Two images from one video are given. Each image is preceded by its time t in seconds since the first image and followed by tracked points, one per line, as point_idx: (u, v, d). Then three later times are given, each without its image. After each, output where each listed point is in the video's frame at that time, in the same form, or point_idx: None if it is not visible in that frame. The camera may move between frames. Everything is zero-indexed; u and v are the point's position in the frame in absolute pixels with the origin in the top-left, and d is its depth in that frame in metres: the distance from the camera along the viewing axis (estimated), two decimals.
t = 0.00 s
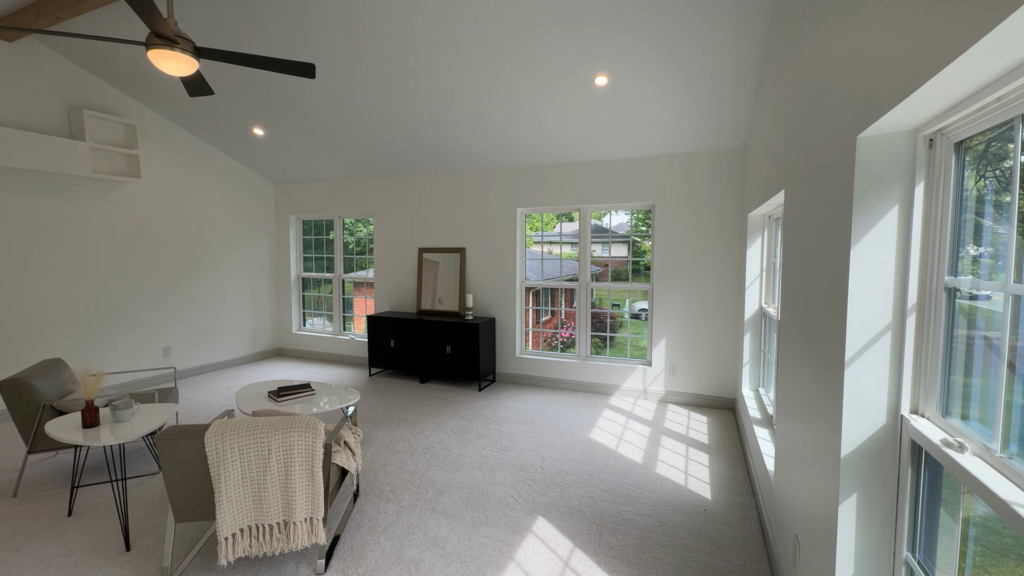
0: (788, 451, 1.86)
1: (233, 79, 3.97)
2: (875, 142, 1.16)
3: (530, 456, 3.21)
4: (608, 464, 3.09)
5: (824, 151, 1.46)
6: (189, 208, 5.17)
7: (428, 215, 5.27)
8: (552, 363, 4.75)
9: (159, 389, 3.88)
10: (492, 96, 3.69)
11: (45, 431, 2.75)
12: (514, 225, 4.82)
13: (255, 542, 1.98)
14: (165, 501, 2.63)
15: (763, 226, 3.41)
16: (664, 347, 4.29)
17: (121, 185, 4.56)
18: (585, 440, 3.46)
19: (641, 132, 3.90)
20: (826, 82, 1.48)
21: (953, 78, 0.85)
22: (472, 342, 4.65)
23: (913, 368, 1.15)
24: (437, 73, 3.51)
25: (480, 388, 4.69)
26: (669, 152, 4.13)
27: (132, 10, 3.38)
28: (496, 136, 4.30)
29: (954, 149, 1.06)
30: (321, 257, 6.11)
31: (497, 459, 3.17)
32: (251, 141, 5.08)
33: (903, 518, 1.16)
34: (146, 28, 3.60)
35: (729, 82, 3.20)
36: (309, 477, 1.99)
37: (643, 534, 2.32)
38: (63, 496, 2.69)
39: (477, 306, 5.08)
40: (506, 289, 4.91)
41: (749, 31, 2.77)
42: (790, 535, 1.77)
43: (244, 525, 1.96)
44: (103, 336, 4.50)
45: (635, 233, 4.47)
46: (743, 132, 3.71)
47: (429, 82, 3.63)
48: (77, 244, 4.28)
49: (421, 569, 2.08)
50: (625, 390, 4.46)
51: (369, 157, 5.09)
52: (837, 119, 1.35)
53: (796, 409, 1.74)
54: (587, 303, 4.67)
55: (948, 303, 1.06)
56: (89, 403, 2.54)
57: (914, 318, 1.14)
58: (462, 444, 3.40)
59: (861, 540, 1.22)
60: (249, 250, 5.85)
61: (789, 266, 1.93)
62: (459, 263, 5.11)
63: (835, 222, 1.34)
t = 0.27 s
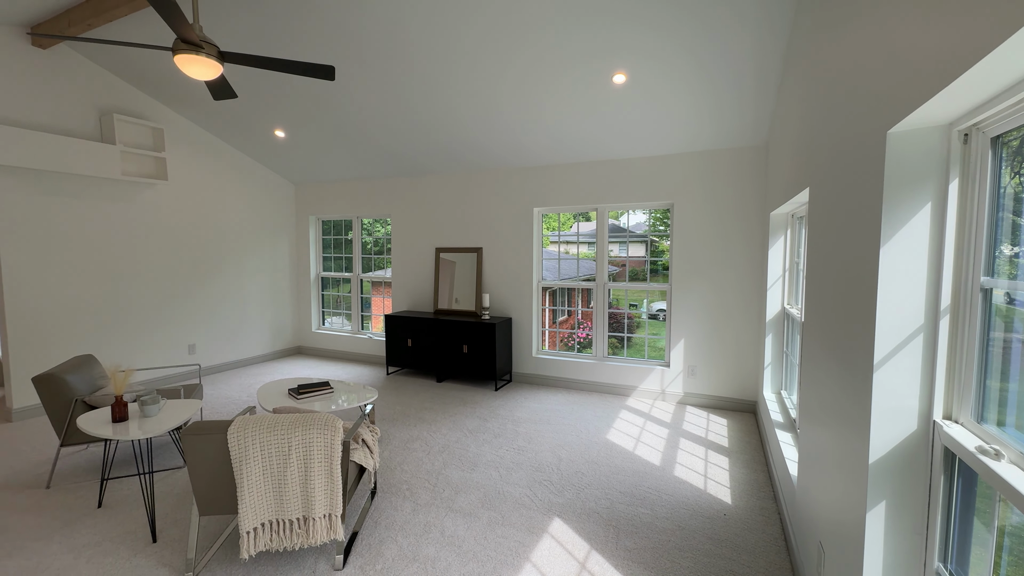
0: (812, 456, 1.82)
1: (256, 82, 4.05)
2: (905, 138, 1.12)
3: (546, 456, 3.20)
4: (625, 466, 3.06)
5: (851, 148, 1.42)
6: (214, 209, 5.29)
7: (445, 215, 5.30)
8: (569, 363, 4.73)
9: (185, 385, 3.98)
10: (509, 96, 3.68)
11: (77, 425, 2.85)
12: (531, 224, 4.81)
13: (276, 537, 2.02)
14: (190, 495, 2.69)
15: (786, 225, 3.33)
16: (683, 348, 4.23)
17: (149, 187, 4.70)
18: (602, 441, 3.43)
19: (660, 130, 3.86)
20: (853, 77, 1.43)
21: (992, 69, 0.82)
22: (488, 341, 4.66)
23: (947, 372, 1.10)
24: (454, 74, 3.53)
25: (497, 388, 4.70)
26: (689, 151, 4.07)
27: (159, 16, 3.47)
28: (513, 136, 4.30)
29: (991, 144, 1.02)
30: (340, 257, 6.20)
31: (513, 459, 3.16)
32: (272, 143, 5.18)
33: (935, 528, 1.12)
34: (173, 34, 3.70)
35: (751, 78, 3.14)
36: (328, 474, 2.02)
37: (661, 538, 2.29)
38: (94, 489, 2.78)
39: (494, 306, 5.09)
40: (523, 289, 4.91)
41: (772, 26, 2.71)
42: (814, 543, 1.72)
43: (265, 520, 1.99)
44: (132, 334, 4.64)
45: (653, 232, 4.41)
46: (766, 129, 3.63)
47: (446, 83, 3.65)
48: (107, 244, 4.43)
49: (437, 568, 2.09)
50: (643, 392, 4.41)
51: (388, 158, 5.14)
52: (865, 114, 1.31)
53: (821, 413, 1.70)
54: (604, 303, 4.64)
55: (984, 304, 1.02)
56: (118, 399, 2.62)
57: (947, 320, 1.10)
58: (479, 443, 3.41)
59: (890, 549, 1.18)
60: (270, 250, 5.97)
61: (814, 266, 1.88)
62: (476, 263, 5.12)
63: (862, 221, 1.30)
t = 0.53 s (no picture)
0: (835, 461, 1.77)
1: (276, 84, 4.12)
2: (935, 134, 1.08)
3: (561, 457, 3.19)
4: (642, 467, 3.03)
5: (878, 144, 1.38)
6: (235, 209, 5.41)
7: (461, 215, 5.32)
8: (584, 364, 4.70)
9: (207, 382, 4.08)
10: (525, 95, 3.68)
11: (105, 419, 2.95)
12: (546, 224, 4.80)
13: (295, 532, 2.05)
14: (212, 489, 2.76)
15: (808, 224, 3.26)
16: (700, 349, 4.17)
17: (174, 189, 4.82)
18: (618, 442, 3.40)
19: (677, 128, 3.81)
20: (880, 71, 1.39)
21: None
22: (503, 341, 4.66)
23: (979, 375, 1.06)
24: (470, 74, 3.54)
25: (512, 388, 4.70)
26: (708, 149, 4.01)
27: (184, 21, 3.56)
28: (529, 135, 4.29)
29: None
30: (357, 257, 6.27)
31: (529, 459, 3.16)
32: (292, 144, 5.27)
33: (965, 537, 1.08)
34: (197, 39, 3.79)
35: (772, 74, 3.07)
36: (345, 471, 2.04)
37: (678, 541, 2.27)
38: (121, 481, 2.86)
39: (509, 306, 5.09)
40: (538, 288, 4.90)
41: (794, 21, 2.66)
42: (838, 550, 1.68)
43: (284, 515, 2.03)
44: (157, 331, 4.77)
45: (670, 232, 4.36)
46: (788, 126, 3.55)
47: (463, 83, 3.67)
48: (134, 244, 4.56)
49: (452, 566, 2.10)
50: (659, 393, 4.36)
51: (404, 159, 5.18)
52: (892, 109, 1.27)
53: (845, 417, 1.65)
54: (620, 304, 4.60)
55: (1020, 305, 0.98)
56: (145, 394, 2.69)
57: (980, 321, 1.06)
58: (494, 443, 3.41)
59: (916, 557, 1.15)
60: (290, 250, 6.07)
61: (838, 266, 1.83)
62: (492, 262, 5.13)
63: (889, 219, 1.26)
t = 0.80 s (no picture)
0: (860, 466, 1.72)
1: (295, 87, 4.19)
2: (966, 128, 1.05)
3: (576, 457, 3.17)
4: (658, 469, 2.99)
5: (905, 140, 1.34)
6: (256, 210, 5.52)
7: (477, 215, 5.33)
8: (600, 364, 4.67)
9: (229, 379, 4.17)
10: (541, 94, 3.67)
11: (132, 414, 3.03)
12: (562, 224, 4.78)
13: (313, 527, 2.08)
14: (233, 484, 2.82)
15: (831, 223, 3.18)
16: (719, 350, 4.11)
17: (197, 190, 4.94)
18: (634, 444, 3.37)
19: (695, 126, 3.76)
20: (908, 64, 1.35)
21: None
22: (518, 341, 4.66)
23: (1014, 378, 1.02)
24: (486, 73, 3.55)
25: (527, 387, 4.69)
26: (727, 146, 3.95)
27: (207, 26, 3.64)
28: (545, 135, 4.28)
29: None
30: (374, 257, 6.34)
31: (544, 459, 3.15)
32: (311, 145, 5.35)
33: (998, 546, 1.04)
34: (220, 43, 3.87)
35: (794, 68, 3.01)
36: (362, 467, 2.06)
37: (695, 544, 2.24)
38: (147, 475, 2.95)
39: (525, 305, 5.08)
40: (554, 288, 4.88)
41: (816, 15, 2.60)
42: (863, 558, 1.63)
43: (303, 510, 2.06)
44: (181, 329, 4.89)
45: (687, 232, 4.31)
46: (810, 122, 3.48)
47: (479, 83, 3.68)
48: (159, 244, 4.68)
49: (467, 565, 2.10)
50: (676, 394, 4.31)
51: (420, 159, 5.22)
52: (921, 102, 1.23)
53: (870, 420, 1.61)
54: (636, 304, 4.56)
55: None
56: (169, 390, 2.76)
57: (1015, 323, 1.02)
58: (509, 443, 3.41)
59: (944, 566, 1.11)
60: (308, 249, 6.17)
61: (863, 265, 1.78)
62: (507, 262, 5.13)
63: (918, 216, 1.22)
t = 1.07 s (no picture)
0: (883, 472, 1.68)
1: (314, 89, 4.26)
2: (997, 125, 1.02)
3: (591, 458, 3.15)
4: (674, 472, 2.96)
5: (932, 138, 1.31)
6: (275, 211, 5.61)
7: (492, 215, 5.34)
8: (615, 365, 4.64)
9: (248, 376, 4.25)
10: (556, 95, 3.67)
11: (156, 410, 3.11)
12: (577, 224, 4.76)
13: (330, 523, 2.11)
14: (252, 479, 2.87)
15: (853, 222, 3.11)
16: (736, 352, 4.05)
17: (218, 192, 5.05)
18: (649, 446, 3.34)
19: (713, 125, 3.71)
20: (935, 61, 1.32)
21: None
22: (533, 341, 4.66)
23: None
24: (501, 74, 3.55)
25: (541, 388, 4.69)
26: (745, 145, 3.88)
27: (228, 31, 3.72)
28: (560, 135, 4.27)
29: None
30: (389, 257, 6.40)
31: (558, 459, 3.14)
32: (328, 147, 5.42)
33: None
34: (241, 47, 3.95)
35: (816, 65, 2.95)
36: (378, 466, 2.09)
37: (713, 549, 2.21)
38: (169, 469, 3.02)
39: (539, 306, 5.08)
40: (568, 289, 4.87)
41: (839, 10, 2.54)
42: (886, 566, 1.59)
43: (320, 507, 2.09)
44: (203, 327, 5.01)
45: (704, 231, 4.25)
46: (832, 119, 3.40)
47: (494, 83, 3.68)
48: (182, 244, 4.80)
49: (481, 564, 2.11)
50: (692, 396, 4.26)
51: (436, 160, 5.25)
52: (949, 99, 1.20)
53: (895, 425, 1.57)
54: (652, 304, 4.52)
55: None
56: (191, 387, 2.83)
57: None
58: (523, 443, 3.41)
59: None
60: (325, 249, 6.25)
61: (887, 266, 1.74)
62: (521, 262, 5.13)
63: (946, 216, 1.19)
